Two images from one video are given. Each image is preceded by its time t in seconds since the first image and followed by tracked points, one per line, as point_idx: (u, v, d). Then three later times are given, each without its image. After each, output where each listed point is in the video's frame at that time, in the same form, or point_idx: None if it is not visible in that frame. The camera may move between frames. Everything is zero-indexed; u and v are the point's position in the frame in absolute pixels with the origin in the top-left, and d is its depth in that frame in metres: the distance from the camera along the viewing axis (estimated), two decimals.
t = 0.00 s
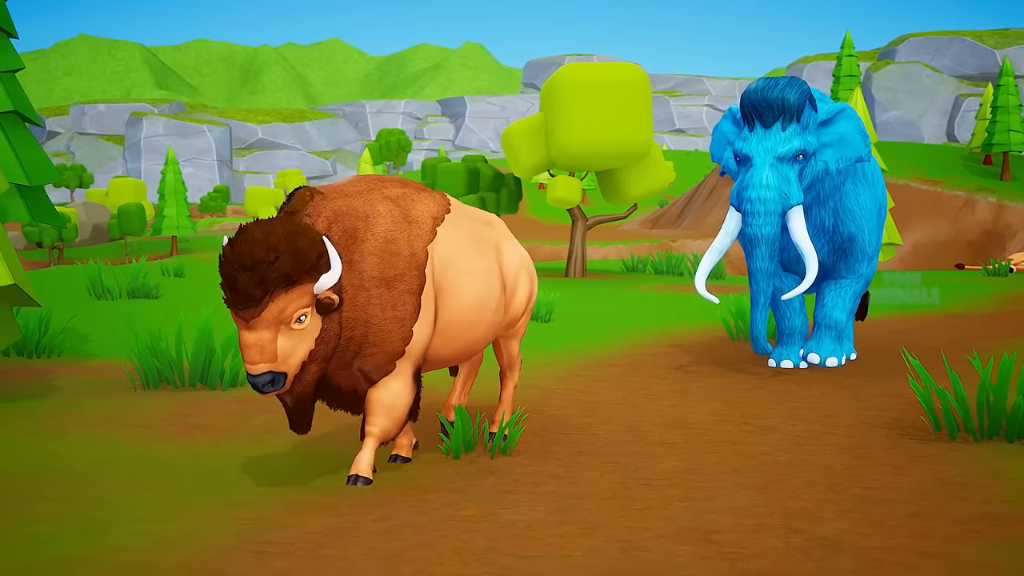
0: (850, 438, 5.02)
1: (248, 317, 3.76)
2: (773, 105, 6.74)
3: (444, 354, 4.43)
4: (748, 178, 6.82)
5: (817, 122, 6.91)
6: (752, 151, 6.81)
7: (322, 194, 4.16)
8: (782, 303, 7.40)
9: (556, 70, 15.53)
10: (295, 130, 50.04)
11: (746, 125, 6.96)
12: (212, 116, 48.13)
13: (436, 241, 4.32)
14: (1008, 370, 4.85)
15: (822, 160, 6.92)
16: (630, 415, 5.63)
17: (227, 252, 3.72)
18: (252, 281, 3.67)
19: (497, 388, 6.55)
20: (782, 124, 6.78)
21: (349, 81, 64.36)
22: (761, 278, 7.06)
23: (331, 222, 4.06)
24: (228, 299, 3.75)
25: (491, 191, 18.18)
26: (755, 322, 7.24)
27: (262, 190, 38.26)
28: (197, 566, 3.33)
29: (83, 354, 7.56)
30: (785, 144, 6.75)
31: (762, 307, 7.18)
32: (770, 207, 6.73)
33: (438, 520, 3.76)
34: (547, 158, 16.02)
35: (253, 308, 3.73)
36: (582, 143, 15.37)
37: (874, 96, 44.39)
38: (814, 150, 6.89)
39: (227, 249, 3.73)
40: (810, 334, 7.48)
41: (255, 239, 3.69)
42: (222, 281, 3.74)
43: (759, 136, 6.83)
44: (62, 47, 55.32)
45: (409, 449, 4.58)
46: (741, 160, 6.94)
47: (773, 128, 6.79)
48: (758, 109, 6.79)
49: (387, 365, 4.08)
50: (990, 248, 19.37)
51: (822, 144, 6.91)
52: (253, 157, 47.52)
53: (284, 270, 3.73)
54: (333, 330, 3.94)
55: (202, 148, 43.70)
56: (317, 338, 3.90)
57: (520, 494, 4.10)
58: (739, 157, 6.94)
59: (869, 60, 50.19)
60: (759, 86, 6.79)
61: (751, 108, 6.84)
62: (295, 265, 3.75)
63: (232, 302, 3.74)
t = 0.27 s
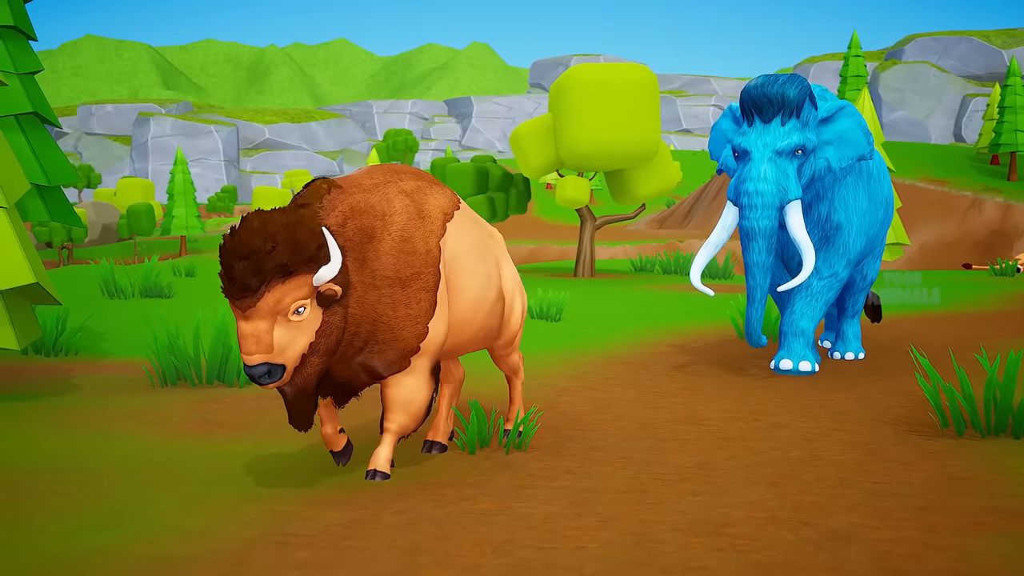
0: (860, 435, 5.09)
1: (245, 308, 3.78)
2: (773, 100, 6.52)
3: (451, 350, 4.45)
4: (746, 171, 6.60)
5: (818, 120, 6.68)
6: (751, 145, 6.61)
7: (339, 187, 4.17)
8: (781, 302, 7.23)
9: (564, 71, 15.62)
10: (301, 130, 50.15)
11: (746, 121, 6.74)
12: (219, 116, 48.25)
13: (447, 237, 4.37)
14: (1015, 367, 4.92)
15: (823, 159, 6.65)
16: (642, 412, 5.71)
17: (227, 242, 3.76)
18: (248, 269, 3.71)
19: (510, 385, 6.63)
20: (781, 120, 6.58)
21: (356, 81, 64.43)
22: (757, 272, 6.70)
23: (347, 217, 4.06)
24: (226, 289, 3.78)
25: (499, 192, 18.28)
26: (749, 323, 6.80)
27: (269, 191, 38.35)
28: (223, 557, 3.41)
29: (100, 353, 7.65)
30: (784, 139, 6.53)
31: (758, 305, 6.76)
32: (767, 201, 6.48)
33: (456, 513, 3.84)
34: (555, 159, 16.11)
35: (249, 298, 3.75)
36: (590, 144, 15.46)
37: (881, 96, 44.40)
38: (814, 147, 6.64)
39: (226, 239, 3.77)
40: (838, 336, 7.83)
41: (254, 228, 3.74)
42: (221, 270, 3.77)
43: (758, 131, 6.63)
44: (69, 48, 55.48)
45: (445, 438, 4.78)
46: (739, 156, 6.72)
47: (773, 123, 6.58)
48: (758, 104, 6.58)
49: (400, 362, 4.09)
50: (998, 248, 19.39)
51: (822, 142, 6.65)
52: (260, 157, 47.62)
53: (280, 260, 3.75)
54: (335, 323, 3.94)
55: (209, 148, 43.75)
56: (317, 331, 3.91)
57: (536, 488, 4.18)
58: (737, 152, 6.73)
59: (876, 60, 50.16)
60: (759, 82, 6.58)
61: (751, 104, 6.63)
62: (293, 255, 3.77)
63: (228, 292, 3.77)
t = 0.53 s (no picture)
0: (868, 431, 5.18)
1: (226, 311, 3.64)
2: (770, 108, 6.48)
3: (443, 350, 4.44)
4: (743, 180, 6.54)
5: (815, 127, 6.63)
6: (747, 154, 6.55)
7: (334, 181, 4.13)
8: (783, 309, 7.23)
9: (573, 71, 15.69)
10: (309, 130, 50.28)
11: (742, 128, 6.68)
12: (227, 116, 48.39)
13: (436, 237, 4.36)
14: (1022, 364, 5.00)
15: (825, 166, 6.59)
16: (653, 409, 5.80)
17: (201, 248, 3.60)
18: (226, 275, 3.56)
19: (522, 383, 6.72)
20: (779, 127, 6.51)
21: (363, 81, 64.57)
22: (755, 280, 6.64)
23: (339, 212, 4.02)
24: (205, 294, 3.63)
25: (509, 192, 18.40)
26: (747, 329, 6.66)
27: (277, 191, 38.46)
28: (247, 548, 3.50)
29: (117, 351, 7.75)
30: (781, 148, 6.47)
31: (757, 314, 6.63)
32: (764, 211, 6.45)
33: (474, 506, 3.93)
34: (564, 159, 16.21)
35: (229, 302, 3.60)
36: (600, 144, 15.55)
37: (888, 96, 44.47)
38: (812, 155, 6.59)
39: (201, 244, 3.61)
40: (845, 336, 7.92)
41: (229, 232, 3.57)
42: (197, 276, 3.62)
43: (755, 138, 6.57)
44: (77, 48, 55.65)
45: (461, 434, 4.86)
46: (736, 163, 6.67)
47: (770, 130, 6.52)
48: (754, 112, 6.53)
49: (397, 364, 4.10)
50: (1005, 248, 19.45)
51: (821, 150, 6.61)
52: (268, 157, 47.74)
53: (257, 265, 3.59)
54: (322, 318, 3.86)
55: (217, 148, 43.75)
56: (300, 328, 3.80)
57: (551, 482, 4.27)
58: (733, 159, 6.69)
59: (884, 60, 50.20)
60: (755, 90, 6.52)
61: (747, 112, 6.57)
62: (271, 256, 3.62)
63: (208, 297, 3.62)
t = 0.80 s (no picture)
0: (878, 428, 5.25)
1: (200, 319, 3.59)
2: (775, 107, 6.56)
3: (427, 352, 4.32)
4: (750, 182, 6.67)
5: (821, 124, 6.73)
6: (753, 154, 6.66)
7: (291, 196, 4.00)
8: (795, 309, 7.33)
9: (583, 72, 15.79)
10: (315, 130, 50.40)
11: (748, 128, 6.78)
12: (234, 116, 48.50)
13: (409, 234, 4.23)
14: None
15: (830, 164, 6.67)
16: (665, 406, 5.88)
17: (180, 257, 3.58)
18: (204, 281, 3.52)
19: (534, 380, 6.81)
20: (784, 126, 6.60)
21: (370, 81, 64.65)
22: (767, 284, 6.85)
23: (304, 225, 3.91)
24: (180, 302, 3.59)
25: (518, 192, 18.50)
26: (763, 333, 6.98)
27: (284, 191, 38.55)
28: (270, 540, 3.58)
29: (134, 349, 7.84)
30: (786, 148, 6.57)
31: (771, 315, 6.96)
32: (771, 212, 6.58)
33: (491, 500, 4.01)
34: (573, 159, 16.30)
35: (205, 311, 3.56)
36: (609, 144, 15.63)
37: (895, 96, 44.54)
38: (819, 153, 6.68)
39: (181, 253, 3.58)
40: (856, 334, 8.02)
41: (210, 239, 3.55)
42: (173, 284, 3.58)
43: (761, 139, 6.66)
44: (85, 48, 55.79)
45: (475, 430, 4.95)
46: (743, 164, 6.79)
47: (776, 130, 6.61)
48: (760, 111, 6.61)
49: (383, 365, 4.01)
50: (1013, 248, 19.49)
51: (826, 147, 6.70)
52: (275, 157, 47.82)
53: (236, 272, 3.57)
54: (300, 334, 3.79)
55: (223, 149, 43.94)
56: (275, 342, 3.74)
57: (567, 477, 4.35)
58: (741, 159, 6.80)
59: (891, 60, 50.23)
60: (760, 89, 6.60)
61: (752, 111, 6.66)
62: (250, 266, 3.59)
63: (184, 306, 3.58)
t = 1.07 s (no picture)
0: (886, 425, 5.34)
1: (195, 306, 3.73)
2: (778, 97, 6.60)
3: (409, 338, 4.31)
4: (750, 171, 6.69)
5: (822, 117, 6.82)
6: (755, 143, 6.67)
7: (274, 175, 4.14)
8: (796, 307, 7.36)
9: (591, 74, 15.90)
10: (322, 131, 50.51)
11: (750, 119, 6.82)
12: (240, 116, 48.58)
13: (396, 220, 4.32)
14: None
15: (830, 156, 6.76)
16: (676, 403, 5.97)
17: (170, 242, 3.69)
18: (196, 268, 3.64)
19: (546, 378, 6.90)
20: (787, 116, 6.64)
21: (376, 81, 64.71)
22: (765, 274, 6.76)
23: (285, 201, 4.03)
24: (175, 288, 3.72)
25: (527, 192, 18.60)
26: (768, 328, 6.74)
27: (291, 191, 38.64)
28: (293, 531, 3.67)
29: (151, 348, 7.94)
30: (788, 137, 6.60)
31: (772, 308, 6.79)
32: (772, 201, 6.60)
33: (509, 493, 4.10)
34: (582, 161, 16.38)
35: (199, 296, 3.70)
36: (618, 145, 15.71)
37: (903, 96, 44.56)
38: (820, 145, 6.76)
39: (171, 238, 3.70)
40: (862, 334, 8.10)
41: (199, 225, 3.66)
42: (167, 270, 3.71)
43: (762, 129, 6.70)
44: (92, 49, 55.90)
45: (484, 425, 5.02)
46: (744, 154, 6.81)
47: (777, 120, 6.64)
48: (762, 101, 6.64)
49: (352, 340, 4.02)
50: (1020, 248, 19.54)
51: (827, 140, 6.79)
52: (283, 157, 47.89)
53: (227, 257, 3.69)
54: (286, 312, 3.92)
55: (231, 149, 44.07)
56: (267, 322, 3.88)
57: (582, 472, 4.44)
58: (742, 150, 6.82)
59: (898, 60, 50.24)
60: (762, 79, 6.63)
61: (755, 101, 6.68)
62: (242, 250, 3.72)
63: (179, 292, 3.71)
